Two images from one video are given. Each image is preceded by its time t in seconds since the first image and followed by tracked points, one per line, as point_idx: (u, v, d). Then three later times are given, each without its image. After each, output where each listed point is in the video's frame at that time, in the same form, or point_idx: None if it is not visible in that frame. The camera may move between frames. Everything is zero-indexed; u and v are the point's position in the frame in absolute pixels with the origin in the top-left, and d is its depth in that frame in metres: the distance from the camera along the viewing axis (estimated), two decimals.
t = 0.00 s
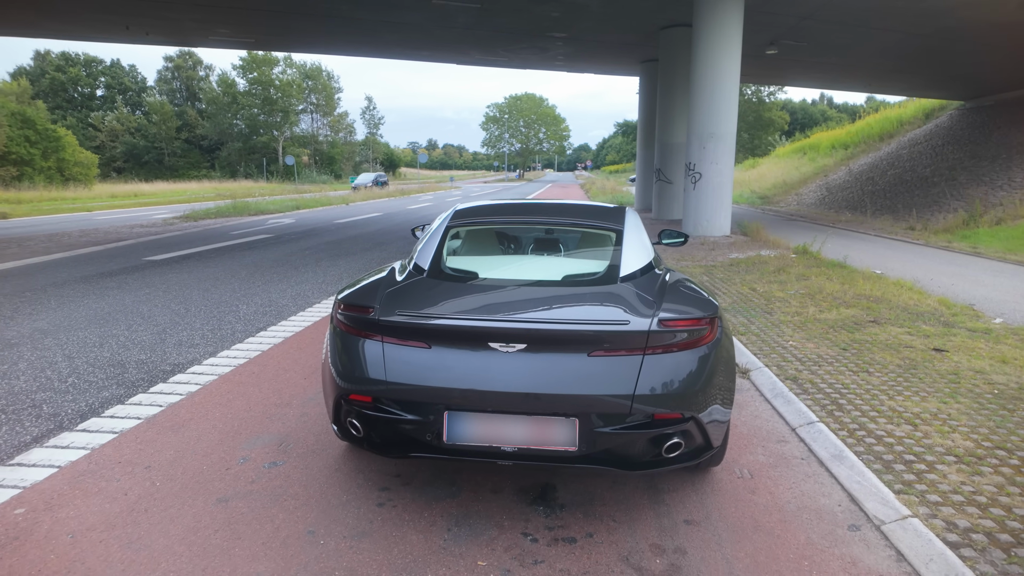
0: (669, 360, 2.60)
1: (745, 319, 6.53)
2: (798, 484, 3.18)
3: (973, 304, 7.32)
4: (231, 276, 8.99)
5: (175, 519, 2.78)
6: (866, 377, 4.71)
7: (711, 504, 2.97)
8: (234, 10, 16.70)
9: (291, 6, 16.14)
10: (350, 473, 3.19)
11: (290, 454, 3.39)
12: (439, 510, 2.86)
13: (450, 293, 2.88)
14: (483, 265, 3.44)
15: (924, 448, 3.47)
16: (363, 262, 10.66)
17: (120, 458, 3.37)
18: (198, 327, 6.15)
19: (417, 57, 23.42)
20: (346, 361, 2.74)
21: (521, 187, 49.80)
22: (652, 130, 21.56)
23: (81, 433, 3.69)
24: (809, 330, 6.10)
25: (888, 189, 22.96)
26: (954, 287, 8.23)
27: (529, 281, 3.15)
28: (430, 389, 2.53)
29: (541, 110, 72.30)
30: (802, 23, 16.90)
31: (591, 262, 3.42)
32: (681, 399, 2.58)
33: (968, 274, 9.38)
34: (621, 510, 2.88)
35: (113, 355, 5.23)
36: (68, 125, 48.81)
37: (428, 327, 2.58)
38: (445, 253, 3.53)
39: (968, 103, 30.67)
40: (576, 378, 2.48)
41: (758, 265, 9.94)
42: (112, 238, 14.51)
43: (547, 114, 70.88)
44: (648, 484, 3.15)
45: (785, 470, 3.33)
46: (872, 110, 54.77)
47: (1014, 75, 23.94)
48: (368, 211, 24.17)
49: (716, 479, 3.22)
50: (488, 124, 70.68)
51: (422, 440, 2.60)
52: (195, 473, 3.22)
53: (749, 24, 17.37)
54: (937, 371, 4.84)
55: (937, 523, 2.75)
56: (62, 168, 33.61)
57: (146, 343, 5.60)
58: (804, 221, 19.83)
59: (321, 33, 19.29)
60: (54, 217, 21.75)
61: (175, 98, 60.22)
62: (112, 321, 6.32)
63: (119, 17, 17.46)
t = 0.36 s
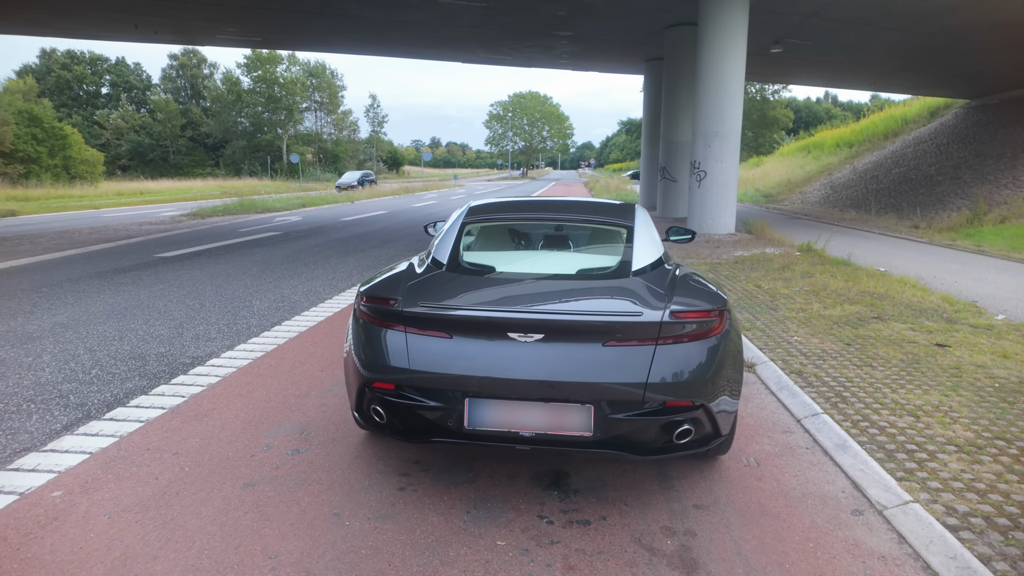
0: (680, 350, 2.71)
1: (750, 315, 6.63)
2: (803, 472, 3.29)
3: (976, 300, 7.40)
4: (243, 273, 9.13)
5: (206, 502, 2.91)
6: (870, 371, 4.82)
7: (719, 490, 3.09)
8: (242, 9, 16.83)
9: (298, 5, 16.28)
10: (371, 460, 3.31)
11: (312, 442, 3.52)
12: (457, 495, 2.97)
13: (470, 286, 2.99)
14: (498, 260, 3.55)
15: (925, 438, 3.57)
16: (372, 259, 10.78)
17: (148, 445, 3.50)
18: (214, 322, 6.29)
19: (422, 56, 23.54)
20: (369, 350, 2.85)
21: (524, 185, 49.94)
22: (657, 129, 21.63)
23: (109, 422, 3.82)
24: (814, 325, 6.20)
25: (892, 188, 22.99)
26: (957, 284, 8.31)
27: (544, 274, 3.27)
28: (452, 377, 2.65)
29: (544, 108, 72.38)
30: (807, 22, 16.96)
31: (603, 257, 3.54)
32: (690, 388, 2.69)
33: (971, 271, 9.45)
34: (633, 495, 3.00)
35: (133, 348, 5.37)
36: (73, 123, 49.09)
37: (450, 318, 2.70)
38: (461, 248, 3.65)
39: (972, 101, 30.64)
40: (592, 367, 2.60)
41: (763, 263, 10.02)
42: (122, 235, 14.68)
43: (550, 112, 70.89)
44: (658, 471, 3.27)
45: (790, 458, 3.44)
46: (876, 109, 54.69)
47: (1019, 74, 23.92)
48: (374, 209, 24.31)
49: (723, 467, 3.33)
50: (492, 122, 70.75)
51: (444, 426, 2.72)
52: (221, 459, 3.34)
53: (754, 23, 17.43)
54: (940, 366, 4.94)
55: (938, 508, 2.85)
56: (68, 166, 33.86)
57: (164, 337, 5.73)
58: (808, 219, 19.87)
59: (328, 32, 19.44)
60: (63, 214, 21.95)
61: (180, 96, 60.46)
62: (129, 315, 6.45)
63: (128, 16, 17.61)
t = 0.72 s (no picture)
0: (682, 341, 2.81)
1: (751, 311, 6.74)
2: (802, 460, 3.39)
3: (974, 296, 7.49)
4: (250, 269, 9.24)
5: (225, 488, 3.02)
6: (868, 364, 4.92)
7: (720, 477, 3.19)
8: (246, 8, 16.95)
9: (302, 4, 16.37)
10: (383, 448, 3.42)
11: (325, 431, 3.63)
12: (467, 481, 3.08)
13: (479, 279, 3.10)
14: (505, 254, 3.65)
15: (921, 428, 3.67)
16: (376, 256, 10.89)
17: (166, 434, 3.62)
18: (224, 317, 6.40)
19: (425, 54, 23.62)
20: (381, 341, 2.96)
21: (525, 183, 50.03)
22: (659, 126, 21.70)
23: (127, 413, 3.94)
24: (814, 321, 6.30)
25: (894, 185, 23.02)
26: (957, 281, 8.40)
27: (550, 268, 3.37)
28: (462, 366, 2.76)
29: (546, 106, 72.34)
30: (809, 19, 17.02)
31: (607, 252, 3.64)
32: (692, 378, 2.79)
33: (971, 268, 9.54)
34: (636, 481, 3.10)
35: (146, 342, 5.48)
36: (76, 121, 49.25)
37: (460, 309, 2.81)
38: (469, 243, 3.75)
39: (975, 99, 30.64)
40: (598, 357, 2.70)
41: (764, 260, 10.12)
42: (129, 232, 14.82)
43: (552, 110, 70.99)
44: (660, 458, 3.37)
45: (789, 447, 3.55)
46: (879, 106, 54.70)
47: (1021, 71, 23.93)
48: (377, 207, 24.44)
49: (724, 455, 3.43)
50: (494, 119, 70.88)
51: (455, 413, 2.82)
52: (237, 447, 3.45)
53: (756, 20, 17.49)
54: (937, 359, 5.04)
55: (930, 493, 2.96)
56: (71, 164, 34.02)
57: (176, 331, 5.85)
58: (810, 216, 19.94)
59: (331, 31, 19.54)
60: (69, 212, 22.13)
61: (182, 94, 60.60)
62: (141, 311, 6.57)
63: (133, 15, 17.74)
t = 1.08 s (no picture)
0: (677, 332, 2.91)
1: (748, 306, 6.84)
2: (794, 449, 3.50)
3: (969, 292, 7.58)
4: (254, 266, 9.34)
5: (236, 474, 3.13)
6: (862, 357, 5.03)
7: (715, 464, 3.30)
8: (248, 6, 17.05)
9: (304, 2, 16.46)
10: (388, 437, 3.53)
11: (332, 422, 3.74)
12: (470, 468, 3.19)
13: (482, 273, 3.20)
14: (507, 249, 3.75)
15: (911, 418, 3.78)
16: (378, 253, 10.99)
17: (177, 424, 3.73)
18: (230, 312, 6.52)
19: (426, 52, 23.70)
20: (387, 334, 3.07)
21: (526, 180, 50.10)
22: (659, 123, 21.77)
23: (138, 404, 4.05)
24: (810, 316, 6.41)
25: (894, 182, 23.08)
26: (953, 277, 8.49)
27: (550, 263, 3.48)
28: (465, 356, 2.87)
29: (547, 103, 72.28)
30: (809, 17, 17.09)
31: (605, 247, 3.75)
32: (687, 368, 2.90)
33: (968, 264, 9.62)
34: (633, 468, 3.21)
35: (154, 336, 5.59)
36: (77, 119, 49.32)
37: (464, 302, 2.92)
38: (472, 238, 3.85)
39: (975, 96, 30.65)
40: (597, 347, 2.81)
41: (762, 256, 10.21)
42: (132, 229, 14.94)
43: (553, 108, 71.03)
44: (657, 447, 3.48)
45: (783, 437, 3.65)
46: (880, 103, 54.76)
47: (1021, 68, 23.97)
48: (378, 204, 24.55)
49: (719, 444, 3.54)
50: (494, 117, 70.93)
51: (459, 402, 2.93)
52: (247, 437, 3.56)
53: (756, 18, 17.57)
54: (929, 352, 5.15)
55: (917, 479, 3.07)
56: (73, 162, 34.09)
57: (183, 326, 5.96)
58: (810, 213, 20.02)
59: (333, 29, 19.63)
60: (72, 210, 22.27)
61: (183, 92, 60.63)
62: (148, 306, 6.68)
63: (136, 14, 17.85)
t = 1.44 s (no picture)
0: (668, 323, 3.03)
1: (743, 301, 6.95)
2: (783, 437, 3.61)
3: (962, 287, 7.68)
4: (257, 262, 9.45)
5: (244, 461, 3.25)
6: (852, 350, 5.14)
7: (705, 451, 3.41)
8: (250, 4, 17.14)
9: None
10: (390, 426, 3.65)
11: (335, 411, 3.86)
12: (469, 455, 3.31)
13: (480, 267, 3.32)
14: (505, 244, 3.87)
15: (897, 408, 3.89)
16: (379, 249, 11.10)
17: (185, 414, 3.85)
18: (233, 307, 6.63)
19: (426, 49, 23.77)
20: (389, 325, 3.18)
21: (526, 176, 50.08)
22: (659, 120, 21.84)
23: (147, 395, 4.17)
24: (804, 310, 6.52)
25: (893, 178, 23.14)
26: (946, 272, 8.60)
27: (547, 257, 3.59)
28: (464, 347, 2.98)
29: (547, 100, 72.16)
30: (808, 14, 17.16)
31: (600, 242, 3.85)
32: (677, 357, 3.01)
33: (962, 260, 9.72)
34: (626, 455, 3.33)
35: (160, 330, 5.71)
36: (78, 116, 49.41)
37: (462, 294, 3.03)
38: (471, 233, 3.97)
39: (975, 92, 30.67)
40: (591, 337, 2.93)
41: (759, 252, 10.32)
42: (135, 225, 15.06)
43: (553, 104, 71.03)
44: (650, 435, 3.59)
45: (772, 426, 3.77)
46: (879, 99, 54.81)
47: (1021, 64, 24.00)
48: (379, 201, 24.66)
49: (710, 433, 3.66)
50: (495, 113, 70.99)
51: (458, 390, 3.05)
52: (253, 426, 3.68)
53: (755, 15, 17.63)
54: (919, 345, 5.26)
55: (900, 465, 3.18)
56: (74, 159, 34.18)
57: (188, 320, 6.08)
58: (808, 210, 20.11)
59: (334, 26, 19.71)
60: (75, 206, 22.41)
61: (183, 88, 60.69)
62: (153, 301, 6.79)
63: (138, 11, 17.94)
